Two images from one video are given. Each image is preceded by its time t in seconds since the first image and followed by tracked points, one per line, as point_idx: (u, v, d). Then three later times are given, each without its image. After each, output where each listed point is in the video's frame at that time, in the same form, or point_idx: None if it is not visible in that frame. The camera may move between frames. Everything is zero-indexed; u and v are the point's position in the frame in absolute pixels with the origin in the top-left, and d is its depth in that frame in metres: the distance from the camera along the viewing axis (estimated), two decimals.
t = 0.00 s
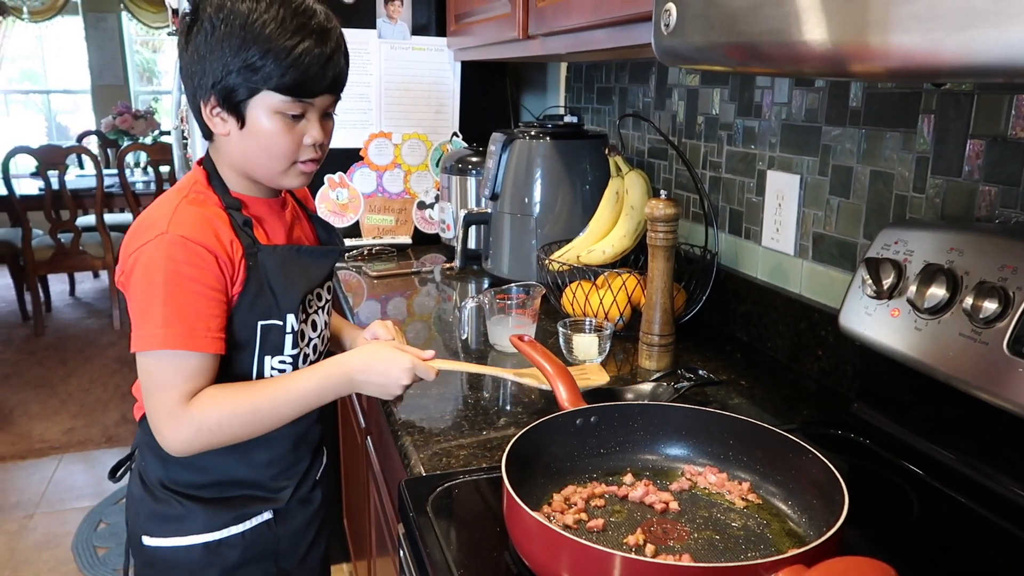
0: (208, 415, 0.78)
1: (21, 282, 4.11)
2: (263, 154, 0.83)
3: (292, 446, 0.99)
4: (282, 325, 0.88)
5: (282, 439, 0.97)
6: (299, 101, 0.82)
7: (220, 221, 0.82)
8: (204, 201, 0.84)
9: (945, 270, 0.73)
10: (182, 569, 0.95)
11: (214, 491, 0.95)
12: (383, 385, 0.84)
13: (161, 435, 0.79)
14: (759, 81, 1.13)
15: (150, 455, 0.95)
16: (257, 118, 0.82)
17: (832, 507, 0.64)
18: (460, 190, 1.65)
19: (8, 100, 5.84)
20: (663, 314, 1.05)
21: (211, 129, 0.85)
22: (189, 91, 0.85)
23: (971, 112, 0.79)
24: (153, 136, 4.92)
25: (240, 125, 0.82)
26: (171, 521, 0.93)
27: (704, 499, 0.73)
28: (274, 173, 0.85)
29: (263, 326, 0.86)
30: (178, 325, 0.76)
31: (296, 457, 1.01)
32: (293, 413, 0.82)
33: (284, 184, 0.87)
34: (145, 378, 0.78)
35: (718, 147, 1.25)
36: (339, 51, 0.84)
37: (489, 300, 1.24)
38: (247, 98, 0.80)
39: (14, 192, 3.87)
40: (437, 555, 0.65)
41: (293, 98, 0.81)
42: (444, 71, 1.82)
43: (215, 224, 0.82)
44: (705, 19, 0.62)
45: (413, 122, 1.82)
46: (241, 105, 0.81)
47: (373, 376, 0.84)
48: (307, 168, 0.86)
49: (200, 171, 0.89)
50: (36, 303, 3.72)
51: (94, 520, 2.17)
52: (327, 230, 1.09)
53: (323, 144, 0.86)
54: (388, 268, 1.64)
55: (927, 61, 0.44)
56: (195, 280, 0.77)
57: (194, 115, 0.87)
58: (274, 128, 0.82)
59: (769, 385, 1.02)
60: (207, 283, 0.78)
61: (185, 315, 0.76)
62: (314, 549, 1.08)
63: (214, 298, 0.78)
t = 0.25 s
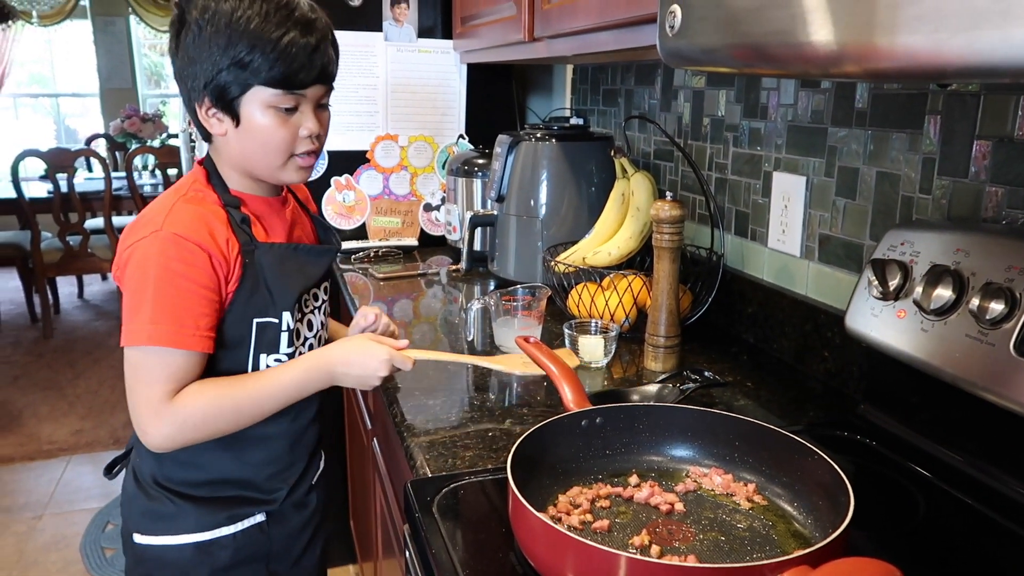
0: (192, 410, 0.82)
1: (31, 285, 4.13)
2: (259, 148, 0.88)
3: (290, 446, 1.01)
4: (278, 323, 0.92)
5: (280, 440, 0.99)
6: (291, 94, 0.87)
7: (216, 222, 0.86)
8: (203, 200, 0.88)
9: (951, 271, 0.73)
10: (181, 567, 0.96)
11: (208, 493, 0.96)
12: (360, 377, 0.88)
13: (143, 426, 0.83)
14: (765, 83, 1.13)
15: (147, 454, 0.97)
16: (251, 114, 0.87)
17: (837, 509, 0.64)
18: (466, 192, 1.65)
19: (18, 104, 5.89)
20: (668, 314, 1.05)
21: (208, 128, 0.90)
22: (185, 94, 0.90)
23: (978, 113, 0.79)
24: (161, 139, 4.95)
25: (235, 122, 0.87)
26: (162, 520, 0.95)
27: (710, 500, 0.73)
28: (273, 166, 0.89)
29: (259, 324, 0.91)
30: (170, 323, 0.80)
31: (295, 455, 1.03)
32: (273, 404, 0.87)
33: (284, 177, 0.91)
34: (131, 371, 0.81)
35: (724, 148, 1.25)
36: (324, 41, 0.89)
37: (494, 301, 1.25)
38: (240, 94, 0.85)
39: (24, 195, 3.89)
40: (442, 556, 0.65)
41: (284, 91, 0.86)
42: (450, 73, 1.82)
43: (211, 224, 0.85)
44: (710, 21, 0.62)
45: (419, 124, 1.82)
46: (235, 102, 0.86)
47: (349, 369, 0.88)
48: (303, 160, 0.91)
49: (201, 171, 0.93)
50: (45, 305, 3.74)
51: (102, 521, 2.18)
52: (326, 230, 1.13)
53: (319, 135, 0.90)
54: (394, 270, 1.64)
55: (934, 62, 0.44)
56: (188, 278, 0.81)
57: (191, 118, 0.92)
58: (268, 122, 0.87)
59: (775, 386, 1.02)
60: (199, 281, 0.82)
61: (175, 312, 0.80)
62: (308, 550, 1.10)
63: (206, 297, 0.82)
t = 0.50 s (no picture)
0: (160, 421, 0.82)
1: (36, 286, 4.15)
2: (236, 146, 0.89)
3: (269, 458, 1.01)
4: (256, 332, 0.93)
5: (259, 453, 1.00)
6: (259, 87, 0.87)
7: (193, 231, 0.87)
8: (181, 208, 0.89)
9: (958, 274, 0.73)
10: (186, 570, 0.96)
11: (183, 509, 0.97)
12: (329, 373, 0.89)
13: (108, 439, 0.83)
14: (770, 86, 1.13)
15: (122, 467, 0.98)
16: (224, 113, 0.87)
17: (843, 512, 0.64)
18: (471, 195, 1.66)
19: (24, 106, 5.91)
20: (673, 317, 1.05)
21: (181, 132, 0.91)
22: (152, 99, 0.90)
23: (984, 117, 0.79)
24: (166, 140, 4.97)
25: (208, 122, 0.88)
26: (133, 533, 0.96)
27: (715, 503, 0.73)
28: (252, 163, 0.90)
29: (239, 333, 0.92)
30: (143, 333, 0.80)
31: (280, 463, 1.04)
32: (242, 407, 0.87)
33: (265, 173, 0.92)
34: (100, 381, 0.81)
35: (729, 151, 1.25)
36: (288, 31, 0.89)
37: (500, 304, 1.25)
38: (209, 93, 0.86)
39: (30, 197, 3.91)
40: (449, 559, 0.65)
41: (253, 85, 0.87)
42: (456, 76, 1.82)
43: (188, 234, 0.86)
44: (716, 25, 0.62)
45: (424, 127, 1.83)
46: (205, 101, 0.86)
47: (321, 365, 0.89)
48: (282, 154, 0.91)
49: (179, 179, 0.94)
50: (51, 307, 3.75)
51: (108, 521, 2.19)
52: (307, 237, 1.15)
53: (295, 126, 0.91)
54: (399, 273, 1.65)
55: (941, 67, 0.44)
56: (163, 288, 0.82)
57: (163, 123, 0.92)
58: (241, 118, 0.88)
59: (780, 389, 1.02)
60: (174, 292, 0.82)
61: (147, 322, 0.80)
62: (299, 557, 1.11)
63: (181, 307, 0.83)
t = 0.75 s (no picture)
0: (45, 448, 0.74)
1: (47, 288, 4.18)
2: (151, 151, 0.78)
3: (194, 494, 0.91)
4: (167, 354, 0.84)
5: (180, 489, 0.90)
6: (178, 82, 0.77)
7: (90, 239, 0.79)
8: (84, 217, 0.81)
9: (968, 277, 0.73)
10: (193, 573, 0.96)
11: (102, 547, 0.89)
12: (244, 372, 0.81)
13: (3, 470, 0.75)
14: (778, 88, 1.13)
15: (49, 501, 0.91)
16: (137, 113, 0.76)
17: (852, 516, 0.64)
18: (479, 197, 1.66)
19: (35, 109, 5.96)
20: (681, 319, 1.05)
21: (92, 138, 0.80)
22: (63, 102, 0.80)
23: (994, 119, 0.79)
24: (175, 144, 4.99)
25: (119, 124, 0.77)
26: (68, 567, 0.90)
27: (724, 506, 0.73)
28: (170, 169, 0.80)
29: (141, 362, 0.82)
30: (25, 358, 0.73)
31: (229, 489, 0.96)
32: (131, 430, 0.77)
33: (186, 181, 0.82)
34: None
35: (737, 154, 1.25)
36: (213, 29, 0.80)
37: (507, 306, 1.25)
38: (121, 91, 0.76)
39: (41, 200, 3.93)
40: (458, 562, 0.65)
41: (169, 80, 0.77)
42: (463, 79, 1.82)
43: (87, 247, 0.78)
44: (724, 28, 0.62)
45: (432, 129, 1.83)
46: (116, 102, 0.76)
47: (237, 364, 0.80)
48: (206, 159, 0.81)
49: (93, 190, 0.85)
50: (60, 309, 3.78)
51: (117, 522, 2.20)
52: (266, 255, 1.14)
53: (221, 127, 0.81)
54: (407, 275, 1.65)
55: (953, 69, 0.44)
56: (53, 310, 0.74)
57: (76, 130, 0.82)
58: (157, 119, 0.77)
59: (789, 392, 1.02)
60: (65, 313, 0.75)
61: (32, 346, 0.73)
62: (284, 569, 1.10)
63: (71, 329, 0.75)
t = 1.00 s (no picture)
0: None
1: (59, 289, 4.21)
2: (54, 152, 0.78)
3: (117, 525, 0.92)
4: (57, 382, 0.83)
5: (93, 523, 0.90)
6: (85, 82, 0.78)
7: None
8: None
9: (979, 279, 0.72)
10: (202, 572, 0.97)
11: (13, 575, 0.91)
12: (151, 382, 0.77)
13: None
14: (787, 89, 1.13)
15: None
16: (40, 115, 0.77)
17: (861, 519, 0.64)
18: (487, 199, 1.66)
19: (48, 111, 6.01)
20: (690, 321, 1.05)
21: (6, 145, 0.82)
22: None
23: (1005, 120, 0.78)
24: (186, 145, 5.02)
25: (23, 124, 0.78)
26: None
27: (732, 508, 0.73)
28: (74, 172, 0.79)
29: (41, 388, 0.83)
30: None
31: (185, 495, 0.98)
32: (39, 443, 0.76)
33: (98, 188, 0.81)
34: None
35: (746, 155, 1.24)
36: (132, 32, 0.82)
37: (516, 307, 1.25)
38: (24, 90, 0.77)
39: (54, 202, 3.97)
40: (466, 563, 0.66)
41: (76, 79, 0.78)
42: (471, 81, 1.83)
43: None
44: (733, 29, 0.62)
45: (440, 131, 1.83)
46: (20, 100, 0.78)
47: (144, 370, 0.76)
48: (119, 164, 0.81)
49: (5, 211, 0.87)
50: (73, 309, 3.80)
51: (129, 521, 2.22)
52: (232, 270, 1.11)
53: (136, 132, 0.80)
54: (416, 277, 1.66)
55: (963, 70, 0.44)
56: None
57: None
58: (61, 120, 0.77)
59: (798, 394, 1.01)
60: None
61: None
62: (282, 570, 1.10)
63: None
